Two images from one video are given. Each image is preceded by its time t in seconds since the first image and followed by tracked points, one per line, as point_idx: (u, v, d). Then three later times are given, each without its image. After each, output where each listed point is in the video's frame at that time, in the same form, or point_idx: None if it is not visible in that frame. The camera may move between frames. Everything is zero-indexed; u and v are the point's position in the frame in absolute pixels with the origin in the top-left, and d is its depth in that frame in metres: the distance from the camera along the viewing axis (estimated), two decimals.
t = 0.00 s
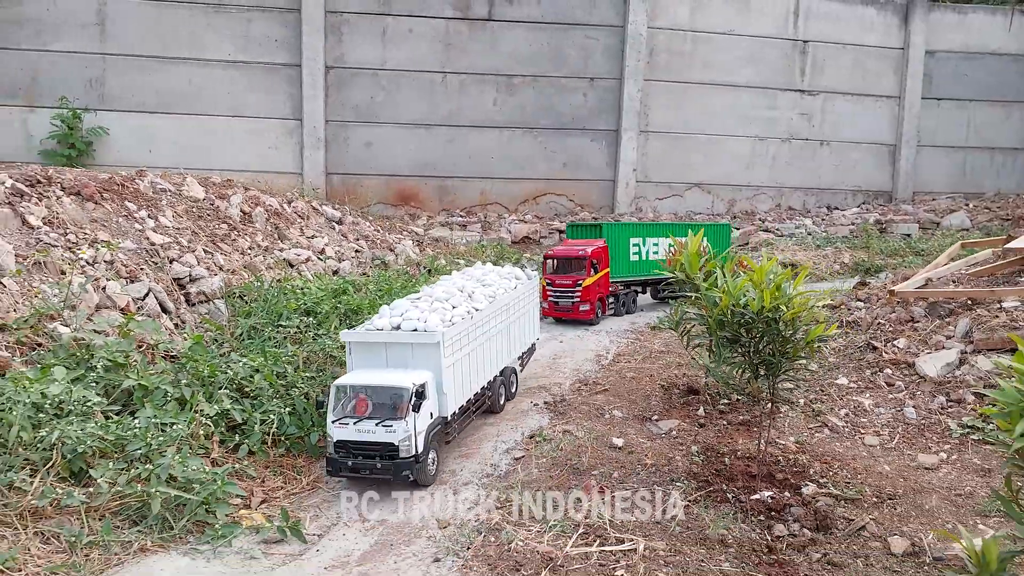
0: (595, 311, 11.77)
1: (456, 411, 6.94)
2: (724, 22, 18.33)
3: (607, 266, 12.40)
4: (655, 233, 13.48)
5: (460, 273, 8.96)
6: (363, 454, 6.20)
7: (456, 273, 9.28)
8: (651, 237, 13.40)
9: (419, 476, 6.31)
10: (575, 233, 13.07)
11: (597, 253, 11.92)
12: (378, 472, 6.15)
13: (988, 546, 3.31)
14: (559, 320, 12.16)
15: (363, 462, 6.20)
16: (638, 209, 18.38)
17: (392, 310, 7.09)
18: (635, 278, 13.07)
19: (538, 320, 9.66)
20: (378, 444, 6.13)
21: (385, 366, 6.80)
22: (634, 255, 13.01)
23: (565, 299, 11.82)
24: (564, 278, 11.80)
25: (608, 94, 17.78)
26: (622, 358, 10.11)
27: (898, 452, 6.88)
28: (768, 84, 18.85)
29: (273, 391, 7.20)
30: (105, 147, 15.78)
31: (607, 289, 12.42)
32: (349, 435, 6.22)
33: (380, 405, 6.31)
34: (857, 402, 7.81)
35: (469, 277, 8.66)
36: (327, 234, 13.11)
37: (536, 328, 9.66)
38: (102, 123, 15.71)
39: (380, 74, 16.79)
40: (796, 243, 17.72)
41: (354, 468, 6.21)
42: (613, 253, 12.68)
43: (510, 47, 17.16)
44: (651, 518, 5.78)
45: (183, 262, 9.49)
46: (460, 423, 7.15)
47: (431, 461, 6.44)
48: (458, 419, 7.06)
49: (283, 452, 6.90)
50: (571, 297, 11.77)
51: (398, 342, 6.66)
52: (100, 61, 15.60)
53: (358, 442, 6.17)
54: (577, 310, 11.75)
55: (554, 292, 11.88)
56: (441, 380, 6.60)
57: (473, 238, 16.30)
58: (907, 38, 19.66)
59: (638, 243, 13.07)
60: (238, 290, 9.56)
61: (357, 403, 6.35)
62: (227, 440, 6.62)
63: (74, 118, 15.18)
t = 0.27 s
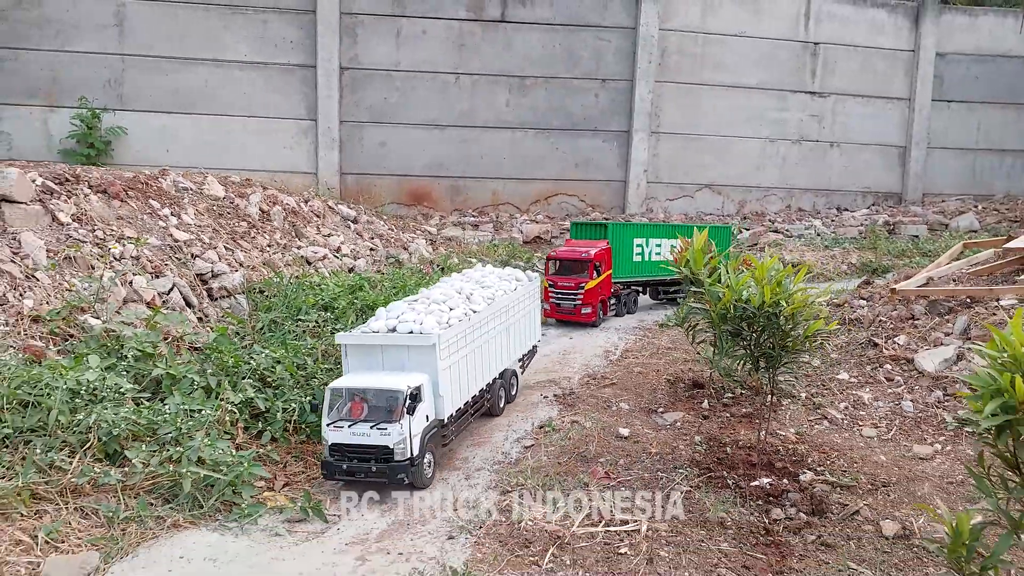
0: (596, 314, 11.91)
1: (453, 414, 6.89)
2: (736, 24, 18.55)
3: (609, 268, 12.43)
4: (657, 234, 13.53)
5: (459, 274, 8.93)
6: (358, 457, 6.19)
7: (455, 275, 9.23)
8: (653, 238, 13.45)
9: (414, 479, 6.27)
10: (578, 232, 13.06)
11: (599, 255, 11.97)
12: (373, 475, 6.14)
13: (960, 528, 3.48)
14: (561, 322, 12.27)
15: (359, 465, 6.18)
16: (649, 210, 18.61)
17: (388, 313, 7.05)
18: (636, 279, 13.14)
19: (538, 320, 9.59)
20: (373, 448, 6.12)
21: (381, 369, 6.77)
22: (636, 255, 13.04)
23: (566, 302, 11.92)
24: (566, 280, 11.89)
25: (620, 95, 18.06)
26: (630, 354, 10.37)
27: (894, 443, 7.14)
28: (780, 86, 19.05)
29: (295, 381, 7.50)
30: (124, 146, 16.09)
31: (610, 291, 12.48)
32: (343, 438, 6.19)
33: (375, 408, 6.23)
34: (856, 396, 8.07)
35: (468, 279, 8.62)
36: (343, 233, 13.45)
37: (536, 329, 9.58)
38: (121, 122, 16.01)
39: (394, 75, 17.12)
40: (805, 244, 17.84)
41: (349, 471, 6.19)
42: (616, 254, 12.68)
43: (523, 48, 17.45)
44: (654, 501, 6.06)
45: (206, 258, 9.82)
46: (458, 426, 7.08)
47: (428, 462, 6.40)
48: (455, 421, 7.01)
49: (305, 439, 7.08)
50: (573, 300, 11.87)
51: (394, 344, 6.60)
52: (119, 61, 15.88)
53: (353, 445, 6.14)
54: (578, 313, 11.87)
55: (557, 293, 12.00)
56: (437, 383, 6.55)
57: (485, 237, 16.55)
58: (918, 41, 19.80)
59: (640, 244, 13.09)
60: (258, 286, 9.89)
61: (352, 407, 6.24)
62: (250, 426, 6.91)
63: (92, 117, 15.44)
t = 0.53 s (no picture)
0: (602, 319, 11.80)
1: (453, 415, 6.73)
2: (745, 29, 18.78)
3: (613, 272, 12.31)
4: (660, 237, 13.36)
5: (459, 277, 8.78)
6: (357, 457, 6.01)
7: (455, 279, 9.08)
8: (656, 240, 13.27)
9: (415, 480, 6.11)
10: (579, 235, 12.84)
11: (604, 259, 11.84)
12: (372, 476, 5.97)
13: (939, 500, 3.93)
14: (566, 327, 12.18)
15: (358, 465, 6.01)
16: (659, 212, 18.78)
17: (387, 313, 6.90)
18: (638, 281, 13.02)
19: (539, 323, 9.44)
20: (372, 448, 5.94)
21: (379, 368, 6.61)
22: (638, 257, 12.86)
23: (572, 306, 11.82)
24: (571, 285, 11.80)
25: (630, 99, 18.20)
26: (638, 351, 10.66)
27: (890, 436, 7.45)
28: (788, 90, 19.25)
29: (318, 372, 7.73)
30: (142, 145, 16.00)
31: (614, 294, 12.40)
32: (341, 439, 6.02)
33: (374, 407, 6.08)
34: (856, 392, 8.38)
35: (467, 281, 8.47)
36: (359, 232, 13.85)
37: (537, 334, 9.44)
38: (139, 122, 15.92)
39: (408, 77, 17.11)
40: (812, 246, 18.04)
41: (348, 472, 6.02)
42: (619, 258, 12.51)
43: (535, 53, 17.56)
44: (661, 486, 6.38)
45: (230, 254, 10.17)
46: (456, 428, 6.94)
47: (428, 464, 6.24)
48: (456, 423, 6.87)
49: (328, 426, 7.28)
50: (578, 305, 11.77)
51: (393, 343, 6.46)
52: (137, 61, 15.81)
53: (351, 445, 5.96)
54: (583, 318, 11.76)
55: (562, 299, 11.89)
56: (438, 382, 6.40)
57: (497, 237, 16.82)
58: (925, 47, 19.94)
59: (643, 246, 12.91)
60: (281, 282, 10.27)
61: (351, 407, 6.05)
62: (276, 414, 7.16)
63: (112, 117, 15.36)
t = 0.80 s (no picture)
0: (602, 319, 11.88)
1: (454, 408, 6.92)
2: (748, 30, 19.11)
3: (612, 270, 12.37)
4: (656, 235, 13.42)
5: (452, 278, 8.96)
6: (360, 450, 6.16)
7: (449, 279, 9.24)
8: (651, 239, 13.33)
9: (419, 472, 6.25)
10: (576, 234, 12.83)
11: (604, 259, 11.90)
12: (376, 468, 6.09)
13: (917, 474, 4.31)
14: (566, 327, 12.20)
15: (361, 458, 6.13)
16: (661, 210, 19.07)
17: (385, 309, 7.10)
18: (635, 279, 13.06)
19: (533, 322, 9.52)
20: (375, 439, 6.08)
21: (379, 363, 6.79)
22: (633, 255, 12.87)
23: (572, 306, 11.92)
24: (571, 285, 11.89)
25: (633, 98, 18.51)
26: (641, 345, 10.99)
27: (882, 425, 7.77)
28: (789, 90, 19.56)
29: (333, 361, 7.91)
30: (151, 141, 16.20)
31: (613, 293, 12.44)
32: (344, 432, 6.16)
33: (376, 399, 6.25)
34: (850, 383, 8.71)
35: (461, 281, 8.66)
36: (368, 227, 14.17)
37: (532, 331, 9.48)
38: (147, 118, 16.11)
39: (415, 75, 17.40)
40: (812, 245, 18.33)
41: (352, 465, 6.14)
42: (618, 257, 12.54)
43: (541, 53, 17.88)
44: (661, 468, 6.72)
45: (245, 248, 10.50)
46: (456, 424, 7.08)
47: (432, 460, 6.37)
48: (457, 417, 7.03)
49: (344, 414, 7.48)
50: (578, 304, 11.86)
51: (393, 337, 6.66)
52: (147, 59, 16.06)
53: (354, 437, 6.10)
54: (584, 317, 11.84)
55: (562, 298, 11.95)
56: (439, 374, 6.60)
57: (502, 234, 17.10)
58: (926, 48, 20.22)
59: (637, 244, 12.93)
60: (295, 275, 10.60)
61: (353, 401, 6.22)
62: (295, 401, 7.39)
63: (121, 113, 15.51)
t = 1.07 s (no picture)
0: (598, 319, 11.82)
1: (455, 404, 7.01)
2: (749, 32, 19.39)
3: (607, 272, 12.35)
4: (647, 236, 13.44)
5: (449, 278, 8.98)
6: (363, 443, 6.24)
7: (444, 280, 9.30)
8: (642, 239, 13.34)
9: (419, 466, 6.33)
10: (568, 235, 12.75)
11: (600, 259, 11.86)
12: (379, 459, 6.19)
13: (897, 455, 4.61)
14: (562, 329, 12.15)
15: (364, 450, 6.22)
16: (662, 211, 19.34)
17: (386, 304, 7.19)
18: (628, 280, 13.05)
19: (526, 329, 9.53)
20: (379, 431, 6.18)
21: (379, 358, 6.87)
22: (625, 255, 12.84)
23: (568, 306, 11.85)
24: (568, 285, 11.82)
25: (634, 100, 18.80)
26: (641, 341, 11.28)
27: (873, 418, 8.06)
28: (789, 92, 19.85)
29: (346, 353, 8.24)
30: (157, 141, 16.44)
31: (608, 294, 12.41)
32: (347, 424, 6.23)
33: (379, 392, 6.34)
34: (842, 378, 9.01)
35: (457, 281, 8.74)
36: (374, 226, 14.46)
37: (524, 339, 9.49)
38: (154, 118, 16.37)
39: (417, 76, 17.66)
40: (810, 245, 18.61)
41: (354, 457, 6.22)
42: (612, 257, 12.51)
43: (542, 54, 18.14)
44: (660, 456, 7.02)
45: (257, 245, 10.79)
46: (456, 421, 7.15)
47: (432, 455, 6.46)
48: (457, 414, 7.11)
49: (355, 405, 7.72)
50: (575, 305, 11.80)
51: (395, 331, 6.76)
52: (154, 60, 16.33)
53: (357, 430, 6.18)
54: (580, 318, 11.78)
55: (558, 299, 11.88)
56: (441, 368, 6.71)
57: (505, 233, 17.36)
58: (926, 50, 20.44)
59: (628, 244, 12.90)
60: (304, 271, 10.91)
61: (356, 394, 6.32)
62: (309, 391, 7.64)
63: (129, 113, 15.74)
